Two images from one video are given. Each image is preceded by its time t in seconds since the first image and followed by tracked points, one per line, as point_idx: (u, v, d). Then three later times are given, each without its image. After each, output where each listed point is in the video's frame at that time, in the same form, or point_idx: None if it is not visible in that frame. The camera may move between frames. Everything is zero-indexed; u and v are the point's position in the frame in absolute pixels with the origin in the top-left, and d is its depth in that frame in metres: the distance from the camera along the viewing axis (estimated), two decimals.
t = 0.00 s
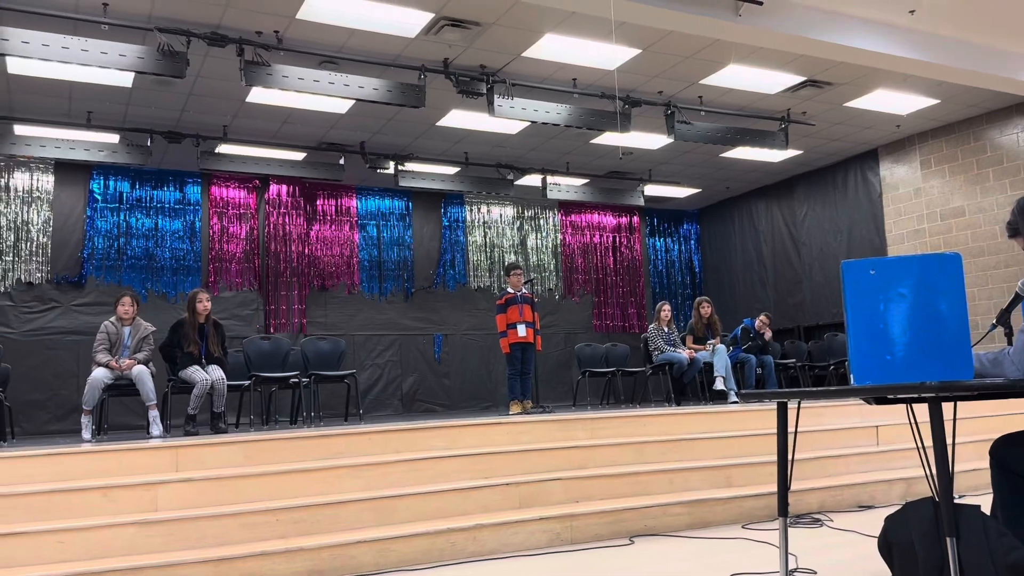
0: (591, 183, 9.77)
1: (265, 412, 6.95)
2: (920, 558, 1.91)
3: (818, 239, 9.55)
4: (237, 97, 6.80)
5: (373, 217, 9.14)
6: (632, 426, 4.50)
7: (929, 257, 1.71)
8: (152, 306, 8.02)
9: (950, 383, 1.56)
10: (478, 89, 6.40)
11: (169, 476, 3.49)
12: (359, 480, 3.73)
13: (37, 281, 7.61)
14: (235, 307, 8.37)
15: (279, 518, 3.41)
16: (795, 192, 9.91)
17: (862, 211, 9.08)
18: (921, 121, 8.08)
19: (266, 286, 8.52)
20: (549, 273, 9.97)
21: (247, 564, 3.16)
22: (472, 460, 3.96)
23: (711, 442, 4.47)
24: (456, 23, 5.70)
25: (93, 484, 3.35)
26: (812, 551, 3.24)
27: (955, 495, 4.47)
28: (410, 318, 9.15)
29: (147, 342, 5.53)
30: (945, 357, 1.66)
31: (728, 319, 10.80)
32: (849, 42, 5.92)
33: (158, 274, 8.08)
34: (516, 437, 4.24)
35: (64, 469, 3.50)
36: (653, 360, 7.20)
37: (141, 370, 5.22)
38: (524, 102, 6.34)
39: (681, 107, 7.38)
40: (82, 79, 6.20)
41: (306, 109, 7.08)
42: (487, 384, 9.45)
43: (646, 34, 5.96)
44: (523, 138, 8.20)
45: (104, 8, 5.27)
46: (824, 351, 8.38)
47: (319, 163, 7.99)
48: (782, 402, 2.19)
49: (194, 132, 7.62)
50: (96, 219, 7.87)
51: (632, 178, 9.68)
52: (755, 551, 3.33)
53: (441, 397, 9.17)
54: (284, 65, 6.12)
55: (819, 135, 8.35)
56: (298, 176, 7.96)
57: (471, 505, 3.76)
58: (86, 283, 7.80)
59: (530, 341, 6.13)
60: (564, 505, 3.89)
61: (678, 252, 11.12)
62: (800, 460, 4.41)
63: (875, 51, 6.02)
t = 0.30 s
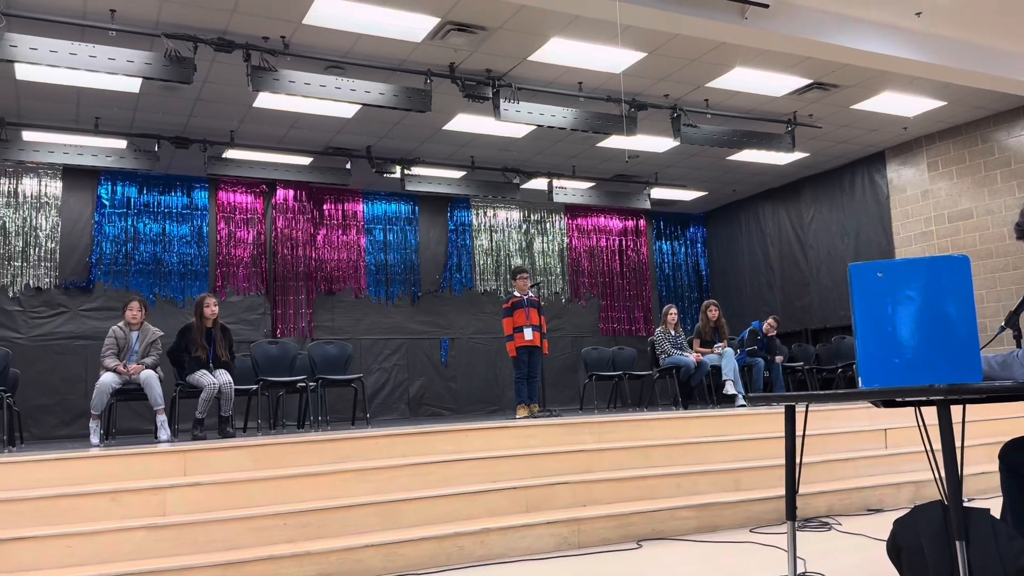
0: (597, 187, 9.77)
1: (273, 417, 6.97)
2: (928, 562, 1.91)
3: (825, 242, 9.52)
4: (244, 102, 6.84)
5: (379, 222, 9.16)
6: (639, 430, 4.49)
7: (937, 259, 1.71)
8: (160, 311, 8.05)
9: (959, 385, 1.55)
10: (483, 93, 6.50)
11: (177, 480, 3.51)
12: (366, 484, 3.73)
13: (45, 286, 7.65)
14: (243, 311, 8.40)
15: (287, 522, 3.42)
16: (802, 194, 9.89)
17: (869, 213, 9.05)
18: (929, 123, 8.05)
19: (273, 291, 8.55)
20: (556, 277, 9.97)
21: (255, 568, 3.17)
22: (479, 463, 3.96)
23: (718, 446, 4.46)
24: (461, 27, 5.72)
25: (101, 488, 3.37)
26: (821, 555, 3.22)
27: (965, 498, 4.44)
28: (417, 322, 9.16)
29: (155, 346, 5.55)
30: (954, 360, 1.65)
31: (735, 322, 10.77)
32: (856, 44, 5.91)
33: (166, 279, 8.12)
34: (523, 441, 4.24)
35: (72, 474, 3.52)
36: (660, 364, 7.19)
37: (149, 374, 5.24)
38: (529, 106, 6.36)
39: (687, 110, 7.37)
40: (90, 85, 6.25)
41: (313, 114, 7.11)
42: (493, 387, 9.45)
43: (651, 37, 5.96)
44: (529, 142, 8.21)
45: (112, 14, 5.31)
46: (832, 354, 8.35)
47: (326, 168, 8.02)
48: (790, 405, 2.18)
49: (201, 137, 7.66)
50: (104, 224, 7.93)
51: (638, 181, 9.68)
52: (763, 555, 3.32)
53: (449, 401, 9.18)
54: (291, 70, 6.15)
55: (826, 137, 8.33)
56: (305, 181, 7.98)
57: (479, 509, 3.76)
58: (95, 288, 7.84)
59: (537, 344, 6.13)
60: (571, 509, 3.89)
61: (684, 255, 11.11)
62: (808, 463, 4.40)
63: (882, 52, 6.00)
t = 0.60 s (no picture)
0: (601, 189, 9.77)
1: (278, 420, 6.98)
2: (936, 564, 1.90)
3: (830, 244, 9.50)
4: (249, 106, 6.86)
5: (383, 225, 9.17)
6: (644, 433, 4.48)
7: (942, 262, 1.71)
8: (165, 315, 8.08)
9: (965, 388, 1.55)
10: (487, 97, 6.50)
11: (182, 484, 3.52)
12: (371, 487, 3.74)
13: (51, 290, 7.69)
14: (248, 315, 8.42)
15: (292, 525, 3.43)
16: (807, 196, 9.87)
17: (874, 215, 9.03)
18: (934, 125, 8.04)
19: (278, 294, 8.57)
20: (560, 279, 9.97)
21: (260, 571, 3.17)
22: (483, 466, 3.96)
23: (724, 448, 4.45)
24: (465, 30, 5.73)
25: (106, 491, 3.38)
26: (828, 558, 3.21)
27: (972, 501, 4.43)
28: (421, 325, 9.17)
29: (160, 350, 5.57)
30: (959, 362, 1.65)
31: (740, 324, 10.76)
32: (860, 46, 5.90)
33: (171, 282, 8.14)
34: (528, 444, 4.24)
35: (77, 478, 3.53)
36: (665, 366, 7.19)
37: (154, 378, 5.25)
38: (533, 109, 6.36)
39: (691, 113, 7.37)
40: (95, 89, 6.27)
41: (317, 118, 7.12)
42: (498, 390, 9.45)
43: (655, 40, 5.96)
44: (533, 144, 8.22)
45: (117, 18, 5.33)
46: (838, 357, 8.35)
47: (330, 172, 8.03)
48: (795, 407, 2.17)
49: (206, 141, 7.68)
50: (109, 228, 7.95)
51: (643, 184, 9.68)
52: (770, 558, 3.31)
53: (453, 404, 9.19)
54: (295, 74, 6.17)
55: (830, 139, 8.32)
56: (309, 185, 7.99)
57: (484, 512, 3.76)
58: (100, 292, 7.87)
59: (541, 347, 6.13)
60: (576, 512, 3.88)
61: (689, 257, 11.10)
62: (814, 465, 4.39)
63: (886, 54, 6.00)
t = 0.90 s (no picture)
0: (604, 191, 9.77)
1: (281, 422, 6.99)
2: (940, 568, 1.89)
3: (833, 246, 9.49)
4: (253, 109, 6.87)
5: (386, 227, 9.17)
6: (648, 435, 4.48)
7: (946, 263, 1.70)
8: (169, 317, 8.10)
9: (969, 390, 1.54)
10: (490, 100, 6.46)
11: (186, 487, 3.53)
12: (375, 489, 3.74)
13: (55, 293, 7.71)
14: (251, 317, 8.43)
15: (295, 528, 3.43)
16: (810, 198, 9.86)
17: (877, 217, 9.02)
18: (938, 127, 8.03)
19: (282, 297, 8.58)
20: (563, 282, 9.97)
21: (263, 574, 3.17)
22: (487, 469, 3.96)
23: (727, 451, 4.44)
24: (468, 33, 5.74)
25: (109, 494, 3.38)
26: (832, 560, 3.21)
27: (976, 503, 4.41)
28: (425, 327, 9.17)
29: (164, 353, 5.57)
30: (963, 363, 1.64)
31: (744, 326, 10.75)
32: (864, 48, 5.90)
33: (175, 285, 8.16)
34: (532, 446, 4.24)
35: (81, 480, 3.54)
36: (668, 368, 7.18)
37: (158, 381, 5.26)
38: (536, 112, 6.35)
39: (694, 115, 7.37)
40: (99, 93, 6.29)
41: (321, 121, 7.14)
42: (501, 393, 9.46)
43: (659, 42, 5.96)
44: (536, 147, 8.22)
45: (121, 22, 5.35)
46: (842, 359, 8.35)
47: (334, 174, 8.04)
48: (799, 410, 2.16)
49: (210, 144, 7.69)
50: (113, 231, 7.97)
51: (646, 186, 9.67)
52: (774, 561, 3.30)
53: (456, 406, 9.19)
54: (299, 77, 6.18)
55: (834, 141, 8.31)
56: (312, 187, 8.00)
57: (488, 514, 3.76)
58: (104, 295, 7.89)
59: (544, 349, 6.12)
60: (580, 515, 3.88)
61: (692, 259, 11.08)
62: (818, 468, 4.38)
63: (889, 56, 5.99)
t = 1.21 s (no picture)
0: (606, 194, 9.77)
1: (284, 425, 6.99)
2: (943, 571, 1.88)
3: (836, 248, 9.48)
4: (255, 111, 6.88)
5: (389, 229, 9.18)
6: (650, 437, 4.48)
7: (948, 264, 1.70)
8: (171, 320, 8.10)
9: (972, 392, 1.54)
10: (492, 102, 6.50)
11: (188, 489, 3.53)
12: (378, 492, 3.74)
13: (58, 296, 7.72)
14: (254, 320, 8.44)
15: (298, 530, 3.43)
16: (813, 200, 9.85)
17: (880, 219, 9.01)
18: (940, 128, 8.02)
19: (284, 299, 8.59)
20: (565, 284, 9.96)
21: None
22: (489, 471, 3.96)
23: (729, 453, 4.44)
24: (470, 36, 5.74)
25: (112, 497, 3.39)
26: (835, 563, 3.21)
27: (979, 505, 4.40)
28: (427, 330, 9.18)
29: (167, 355, 5.58)
30: (966, 364, 1.64)
31: (746, 328, 10.74)
32: (866, 49, 5.90)
33: (178, 288, 8.17)
34: (534, 448, 4.24)
35: (84, 483, 3.54)
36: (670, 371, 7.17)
37: (160, 383, 5.26)
38: (538, 114, 6.35)
39: (696, 117, 7.37)
40: (102, 96, 6.31)
41: (323, 123, 7.14)
42: (503, 395, 9.45)
43: (660, 44, 5.97)
44: (538, 149, 8.23)
45: (124, 25, 5.36)
46: (844, 361, 8.33)
47: (336, 177, 8.04)
48: (801, 413, 2.16)
49: (212, 147, 7.70)
50: (116, 234, 7.99)
51: (648, 188, 9.67)
52: (776, 563, 3.30)
53: (458, 408, 9.19)
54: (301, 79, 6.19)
55: (836, 143, 8.31)
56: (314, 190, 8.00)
57: (489, 517, 3.76)
58: (107, 297, 7.90)
59: (546, 351, 6.12)
60: (582, 518, 3.88)
61: (694, 261, 11.08)
62: (820, 470, 4.37)
63: (891, 57, 5.99)
